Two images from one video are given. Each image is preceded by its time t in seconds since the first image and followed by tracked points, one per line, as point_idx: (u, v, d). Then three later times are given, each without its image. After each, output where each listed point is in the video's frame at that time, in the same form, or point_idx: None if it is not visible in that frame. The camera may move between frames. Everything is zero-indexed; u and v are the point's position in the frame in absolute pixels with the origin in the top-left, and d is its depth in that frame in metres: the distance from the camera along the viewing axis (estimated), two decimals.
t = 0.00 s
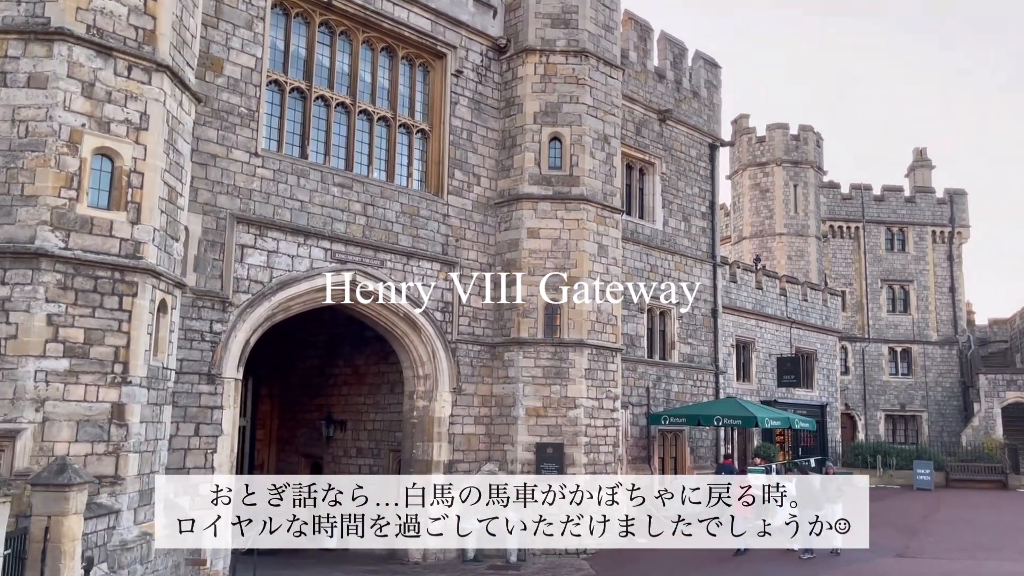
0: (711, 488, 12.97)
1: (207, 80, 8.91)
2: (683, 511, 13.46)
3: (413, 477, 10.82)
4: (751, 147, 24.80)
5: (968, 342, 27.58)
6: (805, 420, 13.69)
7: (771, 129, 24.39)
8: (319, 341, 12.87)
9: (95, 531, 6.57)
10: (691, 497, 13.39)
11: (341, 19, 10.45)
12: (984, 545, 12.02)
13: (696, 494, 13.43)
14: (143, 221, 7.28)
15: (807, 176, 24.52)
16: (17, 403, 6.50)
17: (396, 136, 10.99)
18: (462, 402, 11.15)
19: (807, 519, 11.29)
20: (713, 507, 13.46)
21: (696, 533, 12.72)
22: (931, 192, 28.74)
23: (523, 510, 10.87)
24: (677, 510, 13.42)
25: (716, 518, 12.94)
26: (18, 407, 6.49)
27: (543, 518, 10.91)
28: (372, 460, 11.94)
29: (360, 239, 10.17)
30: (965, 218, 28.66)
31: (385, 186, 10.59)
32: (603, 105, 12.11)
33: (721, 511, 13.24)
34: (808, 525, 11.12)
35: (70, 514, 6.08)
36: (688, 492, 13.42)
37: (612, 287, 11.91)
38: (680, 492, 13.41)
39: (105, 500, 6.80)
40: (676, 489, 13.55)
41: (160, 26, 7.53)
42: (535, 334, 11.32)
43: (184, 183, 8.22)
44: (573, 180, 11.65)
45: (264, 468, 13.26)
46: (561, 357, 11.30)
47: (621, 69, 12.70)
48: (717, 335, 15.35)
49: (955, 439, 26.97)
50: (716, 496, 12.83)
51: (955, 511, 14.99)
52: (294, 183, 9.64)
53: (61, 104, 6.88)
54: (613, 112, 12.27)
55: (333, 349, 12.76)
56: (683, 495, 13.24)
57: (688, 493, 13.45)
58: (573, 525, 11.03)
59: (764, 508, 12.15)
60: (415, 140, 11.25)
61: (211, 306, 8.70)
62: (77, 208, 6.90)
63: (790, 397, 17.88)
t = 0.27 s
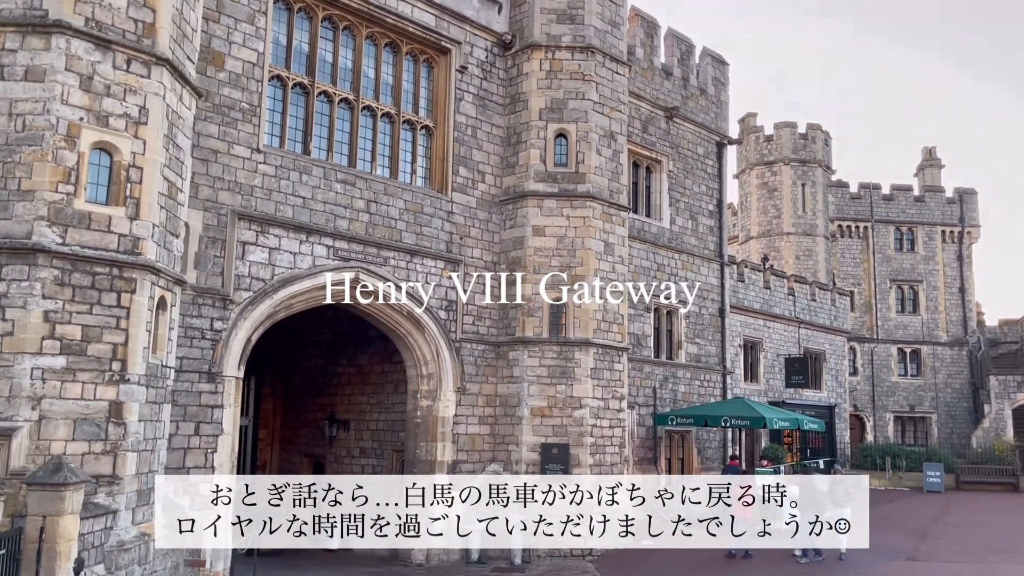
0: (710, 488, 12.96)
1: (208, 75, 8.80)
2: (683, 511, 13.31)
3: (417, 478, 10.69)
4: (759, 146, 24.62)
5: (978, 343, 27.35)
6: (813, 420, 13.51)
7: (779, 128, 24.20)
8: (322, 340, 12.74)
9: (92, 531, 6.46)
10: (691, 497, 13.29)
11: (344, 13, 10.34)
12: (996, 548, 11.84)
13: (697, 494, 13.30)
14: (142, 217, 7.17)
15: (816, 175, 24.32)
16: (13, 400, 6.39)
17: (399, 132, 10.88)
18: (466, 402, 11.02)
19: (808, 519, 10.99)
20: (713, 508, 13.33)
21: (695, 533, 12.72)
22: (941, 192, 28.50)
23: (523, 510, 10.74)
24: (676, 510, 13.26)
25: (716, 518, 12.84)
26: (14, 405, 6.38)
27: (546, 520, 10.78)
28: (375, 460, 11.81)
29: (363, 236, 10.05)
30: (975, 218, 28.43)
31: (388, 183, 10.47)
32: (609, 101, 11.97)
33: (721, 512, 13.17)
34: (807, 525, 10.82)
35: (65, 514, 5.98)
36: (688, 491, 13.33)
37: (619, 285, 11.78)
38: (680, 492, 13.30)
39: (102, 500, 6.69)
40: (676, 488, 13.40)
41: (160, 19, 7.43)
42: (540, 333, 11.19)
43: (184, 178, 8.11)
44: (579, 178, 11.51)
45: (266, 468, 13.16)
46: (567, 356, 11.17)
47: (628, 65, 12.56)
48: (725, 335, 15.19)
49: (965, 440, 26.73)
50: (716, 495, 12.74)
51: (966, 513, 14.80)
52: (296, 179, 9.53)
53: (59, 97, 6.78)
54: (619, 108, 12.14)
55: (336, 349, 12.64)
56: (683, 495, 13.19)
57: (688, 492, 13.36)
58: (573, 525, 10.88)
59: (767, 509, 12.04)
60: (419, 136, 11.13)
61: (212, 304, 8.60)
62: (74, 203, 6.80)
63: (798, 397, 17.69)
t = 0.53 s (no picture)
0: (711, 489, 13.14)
1: (205, 80, 8.71)
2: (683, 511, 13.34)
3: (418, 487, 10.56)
4: (761, 150, 24.53)
5: (983, 347, 27.20)
6: (819, 426, 13.36)
7: (781, 132, 24.11)
8: (323, 348, 12.62)
9: (86, 544, 6.34)
10: (691, 497, 13.47)
11: (343, 18, 10.24)
12: (1006, 555, 11.68)
13: (697, 494, 13.52)
14: (137, 224, 7.06)
15: (819, 179, 24.20)
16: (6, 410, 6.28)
17: (399, 137, 10.78)
18: (468, 409, 10.89)
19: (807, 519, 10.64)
20: (713, 507, 13.54)
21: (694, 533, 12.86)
22: (944, 195, 28.38)
23: (523, 513, 10.58)
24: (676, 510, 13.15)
25: (716, 518, 13.16)
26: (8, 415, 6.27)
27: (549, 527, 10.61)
28: (376, 469, 11.66)
29: (363, 242, 9.94)
30: (979, 221, 28.30)
31: (388, 189, 10.37)
32: (611, 105, 11.86)
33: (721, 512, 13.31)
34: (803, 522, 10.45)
35: (59, 527, 5.86)
36: (688, 491, 13.50)
37: (621, 290, 11.65)
38: (680, 491, 13.34)
39: (98, 512, 6.56)
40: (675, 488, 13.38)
41: (155, 23, 7.33)
42: (544, 339, 11.08)
43: (182, 185, 8.01)
44: (581, 183, 11.41)
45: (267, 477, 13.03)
46: (569, 363, 11.04)
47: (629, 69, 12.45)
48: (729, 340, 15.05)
49: (971, 445, 26.53)
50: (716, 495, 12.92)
51: (975, 519, 14.63)
52: (295, 185, 9.42)
53: (52, 103, 6.69)
54: (620, 112, 12.02)
55: (338, 356, 12.52)
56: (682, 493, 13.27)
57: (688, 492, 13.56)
58: (574, 530, 10.71)
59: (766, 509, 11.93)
60: (419, 141, 11.03)
61: (209, 312, 8.48)
62: (68, 210, 6.68)
63: (803, 402, 17.54)
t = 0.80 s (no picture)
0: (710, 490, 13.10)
1: (197, 83, 8.61)
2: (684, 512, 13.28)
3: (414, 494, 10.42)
4: (759, 155, 24.46)
5: (983, 352, 27.11)
6: (819, 432, 13.24)
7: (779, 137, 24.05)
8: (319, 354, 12.47)
9: (73, 555, 6.20)
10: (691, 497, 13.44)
11: (337, 21, 10.15)
12: (1009, 562, 11.55)
13: (697, 494, 13.49)
14: (126, 228, 6.95)
15: (816, 184, 24.14)
16: None
17: (394, 141, 10.68)
18: (464, 416, 10.76)
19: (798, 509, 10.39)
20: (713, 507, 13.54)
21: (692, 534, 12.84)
22: (942, 200, 28.33)
23: (521, 515, 10.50)
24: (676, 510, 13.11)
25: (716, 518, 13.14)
26: None
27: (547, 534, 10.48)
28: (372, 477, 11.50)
29: (358, 247, 9.82)
30: (977, 226, 28.25)
31: (383, 193, 10.26)
32: (607, 109, 11.78)
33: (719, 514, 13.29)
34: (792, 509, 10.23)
35: (44, 537, 5.73)
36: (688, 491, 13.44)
37: (618, 295, 11.54)
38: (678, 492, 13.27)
39: (84, 521, 6.43)
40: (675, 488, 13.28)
41: (145, 25, 7.23)
42: (541, 345, 10.96)
43: (173, 189, 7.89)
44: (578, 187, 11.30)
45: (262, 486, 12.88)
46: (567, 369, 10.91)
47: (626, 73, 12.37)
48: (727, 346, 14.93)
49: (971, 451, 26.42)
50: (714, 494, 12.84)
51: (977, 526, 14.51)
52: (288, 190, 9.31)
53: (39, 105, 6.58)
54: (617, 115, 11.94)
55: (333, 363, 12.39)
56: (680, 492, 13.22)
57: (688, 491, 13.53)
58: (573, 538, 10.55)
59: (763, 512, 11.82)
60: (414, 145, 10.93)
61: (201, 317, 8.36)
62: (55, 213, 6.57)
63: (803, 408, 17.42)
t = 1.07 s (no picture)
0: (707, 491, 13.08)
1: (189, 81, 8.48)
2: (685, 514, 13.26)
3: (409, 499, 10.28)
4: (757, 159, 24.38)
5: (982, 356, 27.02)
6: (818, 436, 13.10)
7: (777, 140, 23.97)
8: (314, 357, 12.33)
9: (57, 560, 6.05)
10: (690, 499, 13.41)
11: (332, 19, 10.03)
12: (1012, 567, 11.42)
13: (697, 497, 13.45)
14: (114, 226, 6.82)
15: (815, 188, 24.06)
16: None
17: (389, 141, 10.56)
18: (460, 419, 10.63)
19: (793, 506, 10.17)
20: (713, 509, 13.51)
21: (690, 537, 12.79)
22: (941, 204, 28.25)
23: (516, 519, 10.42)
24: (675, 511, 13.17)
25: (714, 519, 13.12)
26: None
27: (544, 539, 10.33)
28: (367, 481, 11.34)
29: (352, 248, 9.69)
30: (976, 230, 28.18)
31: (378, 194, 10.13)
32: (605, 110, 11.68)
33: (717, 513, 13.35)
34: (785, 504, 10.07)
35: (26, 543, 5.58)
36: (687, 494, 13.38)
37: (616, 297, 11.42)
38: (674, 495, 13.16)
39: (70, 526, 6.28)
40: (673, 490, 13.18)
41: (135, 21, 7.11)
42: (537, 347, 10.83)
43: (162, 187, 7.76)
44: (575, 188, 11.19)
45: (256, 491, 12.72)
46: (564, 372, 10.78)
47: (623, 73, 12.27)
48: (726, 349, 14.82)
49: (971, 456, 26.31)
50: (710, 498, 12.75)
51: (979, 531, 14.38)
52: (282, 189, 9.18)
53: (26, 101, 6.45)
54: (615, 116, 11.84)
55: (327, 365, 12.23)
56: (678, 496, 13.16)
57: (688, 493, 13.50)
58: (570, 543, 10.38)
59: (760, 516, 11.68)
60: (410, 146, 10.81)
61: (192, 318, 8.22)
62: (41, 211, 6.44)
63: (802, 412, 17.29)
